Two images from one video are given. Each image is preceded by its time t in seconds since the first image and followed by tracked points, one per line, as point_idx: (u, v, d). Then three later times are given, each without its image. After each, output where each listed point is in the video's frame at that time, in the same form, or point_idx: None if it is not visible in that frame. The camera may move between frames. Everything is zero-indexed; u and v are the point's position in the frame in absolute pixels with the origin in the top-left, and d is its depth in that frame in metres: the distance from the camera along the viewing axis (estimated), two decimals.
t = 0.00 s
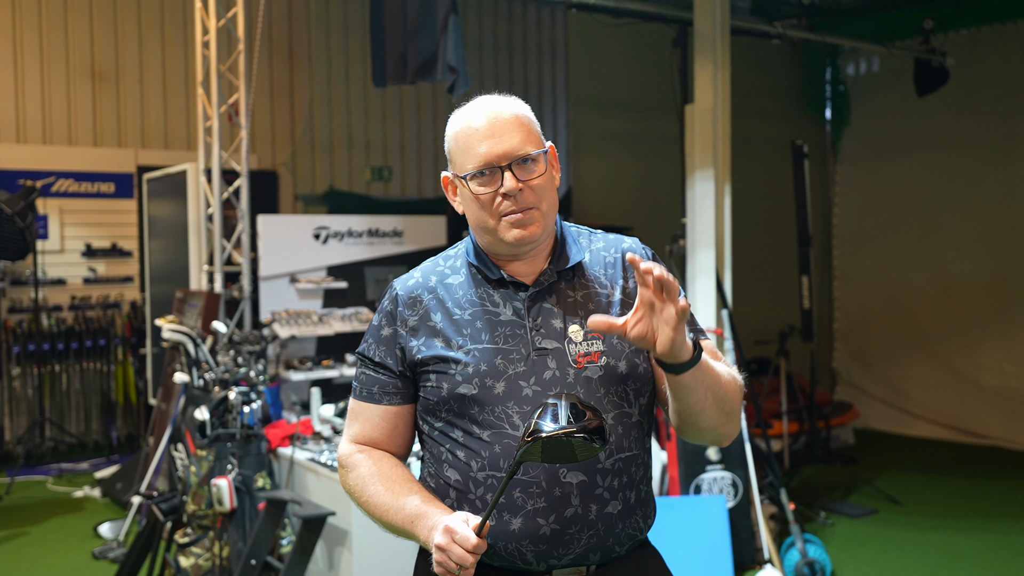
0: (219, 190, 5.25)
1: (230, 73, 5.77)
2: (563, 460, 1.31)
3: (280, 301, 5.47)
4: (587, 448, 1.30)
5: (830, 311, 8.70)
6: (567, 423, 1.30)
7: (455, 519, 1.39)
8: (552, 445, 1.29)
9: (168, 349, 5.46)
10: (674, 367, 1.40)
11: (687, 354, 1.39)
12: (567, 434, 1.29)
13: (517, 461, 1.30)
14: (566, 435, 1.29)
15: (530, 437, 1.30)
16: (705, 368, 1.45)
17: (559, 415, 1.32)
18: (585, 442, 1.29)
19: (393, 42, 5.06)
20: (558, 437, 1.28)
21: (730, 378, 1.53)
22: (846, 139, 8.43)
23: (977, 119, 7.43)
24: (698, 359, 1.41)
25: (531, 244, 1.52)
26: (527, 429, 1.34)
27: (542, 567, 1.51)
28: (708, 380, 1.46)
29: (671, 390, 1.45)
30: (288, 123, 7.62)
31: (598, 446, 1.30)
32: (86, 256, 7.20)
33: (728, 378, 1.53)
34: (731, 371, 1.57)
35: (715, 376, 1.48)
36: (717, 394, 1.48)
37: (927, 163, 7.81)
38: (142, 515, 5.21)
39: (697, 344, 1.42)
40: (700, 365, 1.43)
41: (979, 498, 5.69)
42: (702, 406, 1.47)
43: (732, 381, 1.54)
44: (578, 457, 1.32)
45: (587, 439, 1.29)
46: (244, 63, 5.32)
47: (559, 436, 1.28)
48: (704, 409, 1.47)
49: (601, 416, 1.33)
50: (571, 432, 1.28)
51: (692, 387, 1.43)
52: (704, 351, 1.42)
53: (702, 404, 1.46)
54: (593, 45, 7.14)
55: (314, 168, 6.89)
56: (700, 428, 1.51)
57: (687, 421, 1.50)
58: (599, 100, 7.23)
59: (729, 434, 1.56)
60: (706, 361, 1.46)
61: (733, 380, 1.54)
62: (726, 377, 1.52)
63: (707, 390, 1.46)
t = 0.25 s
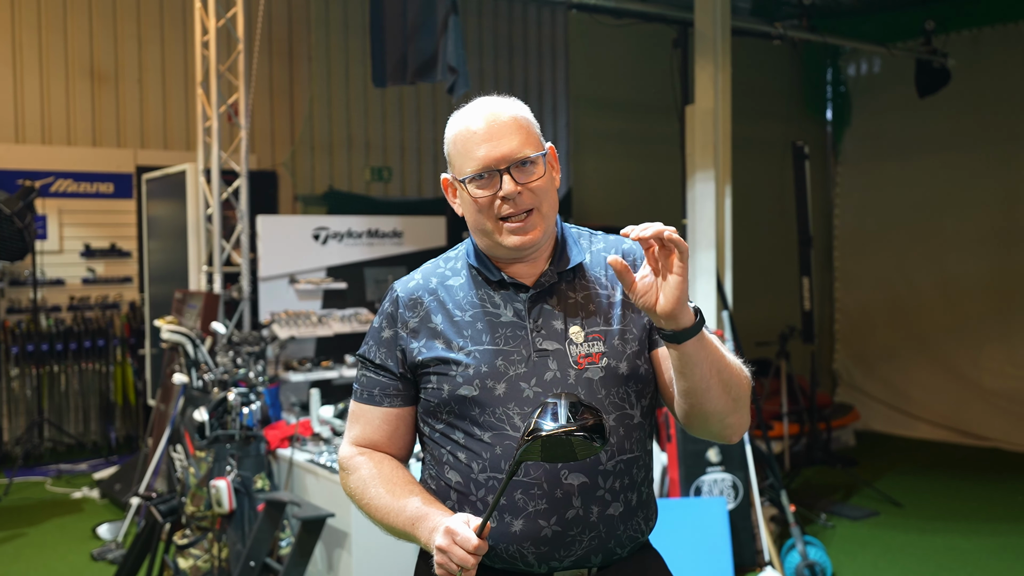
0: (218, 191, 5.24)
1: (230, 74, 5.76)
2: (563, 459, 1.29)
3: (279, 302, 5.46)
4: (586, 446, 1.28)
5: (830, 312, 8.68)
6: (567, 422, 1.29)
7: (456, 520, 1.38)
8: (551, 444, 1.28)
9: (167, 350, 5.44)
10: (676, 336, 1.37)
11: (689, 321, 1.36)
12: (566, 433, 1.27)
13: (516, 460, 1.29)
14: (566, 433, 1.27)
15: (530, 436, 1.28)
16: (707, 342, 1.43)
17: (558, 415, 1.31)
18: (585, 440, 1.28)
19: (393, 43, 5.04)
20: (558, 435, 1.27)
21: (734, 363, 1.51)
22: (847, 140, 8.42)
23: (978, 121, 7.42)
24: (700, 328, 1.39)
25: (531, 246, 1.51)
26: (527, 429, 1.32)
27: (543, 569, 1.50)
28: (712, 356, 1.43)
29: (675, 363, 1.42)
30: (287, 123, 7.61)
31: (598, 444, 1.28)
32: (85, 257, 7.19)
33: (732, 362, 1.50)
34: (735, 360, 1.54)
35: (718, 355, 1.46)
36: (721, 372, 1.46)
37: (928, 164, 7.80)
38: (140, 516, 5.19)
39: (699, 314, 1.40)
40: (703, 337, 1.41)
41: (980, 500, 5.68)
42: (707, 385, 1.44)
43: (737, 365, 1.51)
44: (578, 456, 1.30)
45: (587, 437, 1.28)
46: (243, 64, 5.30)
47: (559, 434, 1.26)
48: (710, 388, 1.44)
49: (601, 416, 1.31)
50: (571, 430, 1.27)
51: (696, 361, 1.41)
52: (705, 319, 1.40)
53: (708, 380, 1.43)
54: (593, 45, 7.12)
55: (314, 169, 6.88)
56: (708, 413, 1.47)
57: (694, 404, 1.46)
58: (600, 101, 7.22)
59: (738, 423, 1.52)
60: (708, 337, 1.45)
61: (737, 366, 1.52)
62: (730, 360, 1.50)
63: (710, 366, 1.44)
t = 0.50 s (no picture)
0: (218, 192, 5.22)
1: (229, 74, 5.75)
2: (563, 463, 1.27)
3: (279, 302, 5.44)
4: (587, 449, 1.26)
5: (831, 313, 8.67)
6: (566, 425, 1.27)
7: (456, 523, 1.36)
8: (551, 447, 1.26)
9: (166, 351, 5.43)
10: (675, 344, 1.36)
11: (689, 330, 1.35)
12: (566, 436, 1.25)
13: (516, 463, 1.27)
14: (565, 436, 1.26)
15: (529, 438, 1.27)
16: (707, 350, 1.41)
17: (558, 418, 1.30)
18: (584, 444, 1.26)
19: (393, 43, 5.02)
20: (557, 439, 1.25)
21: (734, 369, 1.50)
22: (848, 141, 8.41)
23: (980, 122, 7.41)
24: (699, 337, 1.37)
25: (529, 247, 1.50)
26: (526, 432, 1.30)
27: (544, 572, 1.49)
28: (711, 363, 1.42)
29: (674, 371, 1.41)
30: (287, 123, 7.59)
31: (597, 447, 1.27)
32: (84, 258, 7.17)
33: (731, 368, 1.49)
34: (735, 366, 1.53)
35: (717, 362, 1.44)
36: (720, 379, 1.44)
37: (929, 165, 7.79)
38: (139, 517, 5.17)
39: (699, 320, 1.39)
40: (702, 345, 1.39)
41: (982, 502, 5.67)
42: (706, 392, 1.42)
43: (736, 372, 1.50)
44: (577, 460, 1.28)
45: (587, 440, 1.26)
46: (243, 64, 5.27)
47: (558, 437, 1.25)
48: (709, 395, 1.43)
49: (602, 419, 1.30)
50: (571, 434, 1.25)
51: (694, 368, 1.39)
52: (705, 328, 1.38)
53: (706, 388, 1.42)
54: (594, 46, 7.11)
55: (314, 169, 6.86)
56: (706, 419, 1.46)
57: (692, 410, 1.45)
58: (600, 101, 7.20)
59: (736, 429, 1.51)
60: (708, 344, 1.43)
61: (737, 372, 1.51)
62: (730, 366, 1.49)
63: (710, 373, 1.42)
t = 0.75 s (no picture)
0: (217, 192, 5.21)
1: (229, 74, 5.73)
2: (564, 469, 1.26)
3: (278, 303, 5.41)
4: (588, 455, 1.25)
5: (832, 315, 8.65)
6: (567, 429, 1.26)
7: (456, 526, 1.35)
8: (552, 452, 1.25)
9: (166, 352, 5.41)
10: (674, 348, 1.34)
11: (689, 333, 1.34)
12: (567, 441, 1.24)
13: (516, 467, 1.26)
14: (566, 441, 1.24)
15: (530, 443, 1.26)
16: (707, 354, 1.39)
17: (559, 421, 1.28)
18: (585, 449, 1.25)
19: (393, 42, 5.01)
20: (559, 443, 1.24)
21: (735, 374, 1.49)
22: (849, 142, 8.40)
23: (981, 123, 7.40)
24: (700, 342, 1.36)
25: (530, 249, 1.48)
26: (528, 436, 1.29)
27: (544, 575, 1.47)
28: (712, 368, 1.40)
29: (674, 376, 1.39)
30: (287, 123, 7.58)
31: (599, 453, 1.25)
32: (83, 258, 7.15)
33: (732, 373, 1.47)
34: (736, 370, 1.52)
35: (719, 366, 1.42)
36: (720, 384, 1.43)
37: (930, 166, 7.78)
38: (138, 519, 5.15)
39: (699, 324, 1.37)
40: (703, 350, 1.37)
41: (984, 504, 5.65)
42: (705, 398, 1.41)
43: (737, 377, 1.48)
44: (579, 465, 1.27)
45: (587, 445, 1.25)
46: (243, 63, 5.25)
47: (560, 442, 1.23)
48: (709, 401, 1.41)
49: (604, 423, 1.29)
50: (571, 439, 1.24)
51: (694, 374, 1.37)
52: (706, 333, 1.37)
53: (706, 393, 1.40)
54: (595, 46, 7.10)
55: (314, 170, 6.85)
56: (706, 424, 1.45)
57: (692, 414, 1.43)
58: (601, 102, 7.19)
59: (736, 434, 1.50)
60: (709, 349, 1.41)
61: (739, 377, 1.50)
62: (730, 371, 1.47)
63: (710, 379, 1.40)
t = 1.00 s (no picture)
0: (217, 192, 5.19)
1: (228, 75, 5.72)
2: (566, 472, 1.25)
3: (278, 304, 5.39)
4: (591, 459, 1.23)
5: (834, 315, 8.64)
6: (570, 433, 1.24)
7: (458, 529, 1.33)
8: (554, 456, 1.23)
9: (165, 353, 5.40)
10: (667, 368, 1.33)
11: (681, 352, 1.32)
12: (570, 444, 1.23)
13: (519, 470, 1.24)
14: (569, 444, 1.23)
15: (532, 446, 1.24)
16: (701, 369, 1.38)
17: (562, 424, 1.26)
18: (588, 453, 1.23)
19: (392, 43, 5.00)
20: (561, 447, 1.22)
21: (732, 384, 1.47)
22: (851, 142, 8.38)
23: (982, 123, 7.39)
24: (693, 359, 1.34)
25: (533, 249, 1.47)
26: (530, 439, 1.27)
27: None
28: (706, 383, 1.39)
29: (667, 393, 1.38)
30: (287, 124, 7.58)
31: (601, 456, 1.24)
32: (82, 259, 7.14)
33: (729, 384, 1.46)
34: (734, 378, 1.51)
35: (713, 380, 1.41)
36: (715, 398, 1.42)
37: (931, 166, 7.76)
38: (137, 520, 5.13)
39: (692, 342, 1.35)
40: (696, 366, 1.36)
41: (986, 505, 5.63)
42: (700, 412, 1.40)
43: (733, 388, 1.47)
44: (581, 468, 1.26)
45: (590, 449, 1.23)
46: (242, 64, 5.23)
47: (562, 446, 1.22)
48: (703, 415, 1.41)
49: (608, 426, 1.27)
50: (574, 442, 1.22)
51: (687, 391, 1.36)
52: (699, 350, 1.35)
53: (700, 407, 1.40)
54: (596, 46, 7.09)
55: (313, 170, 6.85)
56: (701, 435, 1.44)
57: (687, 427, 1.43)
58: (601, 102, 7.17)
59: (733, 443, 1.50)
60: (704, 363, 1.40)
61: (736, 386, 1.48)
62: (726, 382, 1.46)
63: (704, 393, 1.39)
